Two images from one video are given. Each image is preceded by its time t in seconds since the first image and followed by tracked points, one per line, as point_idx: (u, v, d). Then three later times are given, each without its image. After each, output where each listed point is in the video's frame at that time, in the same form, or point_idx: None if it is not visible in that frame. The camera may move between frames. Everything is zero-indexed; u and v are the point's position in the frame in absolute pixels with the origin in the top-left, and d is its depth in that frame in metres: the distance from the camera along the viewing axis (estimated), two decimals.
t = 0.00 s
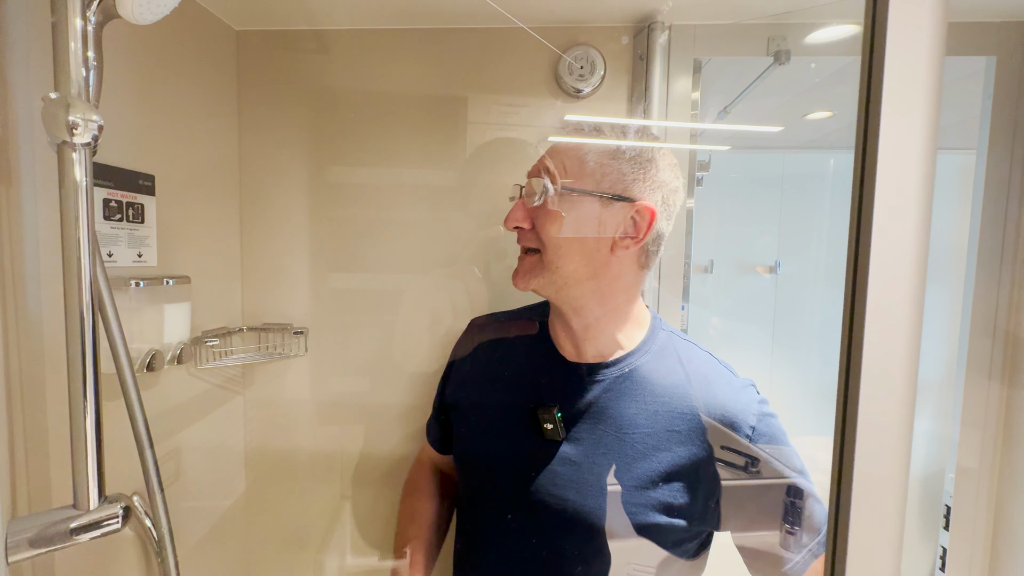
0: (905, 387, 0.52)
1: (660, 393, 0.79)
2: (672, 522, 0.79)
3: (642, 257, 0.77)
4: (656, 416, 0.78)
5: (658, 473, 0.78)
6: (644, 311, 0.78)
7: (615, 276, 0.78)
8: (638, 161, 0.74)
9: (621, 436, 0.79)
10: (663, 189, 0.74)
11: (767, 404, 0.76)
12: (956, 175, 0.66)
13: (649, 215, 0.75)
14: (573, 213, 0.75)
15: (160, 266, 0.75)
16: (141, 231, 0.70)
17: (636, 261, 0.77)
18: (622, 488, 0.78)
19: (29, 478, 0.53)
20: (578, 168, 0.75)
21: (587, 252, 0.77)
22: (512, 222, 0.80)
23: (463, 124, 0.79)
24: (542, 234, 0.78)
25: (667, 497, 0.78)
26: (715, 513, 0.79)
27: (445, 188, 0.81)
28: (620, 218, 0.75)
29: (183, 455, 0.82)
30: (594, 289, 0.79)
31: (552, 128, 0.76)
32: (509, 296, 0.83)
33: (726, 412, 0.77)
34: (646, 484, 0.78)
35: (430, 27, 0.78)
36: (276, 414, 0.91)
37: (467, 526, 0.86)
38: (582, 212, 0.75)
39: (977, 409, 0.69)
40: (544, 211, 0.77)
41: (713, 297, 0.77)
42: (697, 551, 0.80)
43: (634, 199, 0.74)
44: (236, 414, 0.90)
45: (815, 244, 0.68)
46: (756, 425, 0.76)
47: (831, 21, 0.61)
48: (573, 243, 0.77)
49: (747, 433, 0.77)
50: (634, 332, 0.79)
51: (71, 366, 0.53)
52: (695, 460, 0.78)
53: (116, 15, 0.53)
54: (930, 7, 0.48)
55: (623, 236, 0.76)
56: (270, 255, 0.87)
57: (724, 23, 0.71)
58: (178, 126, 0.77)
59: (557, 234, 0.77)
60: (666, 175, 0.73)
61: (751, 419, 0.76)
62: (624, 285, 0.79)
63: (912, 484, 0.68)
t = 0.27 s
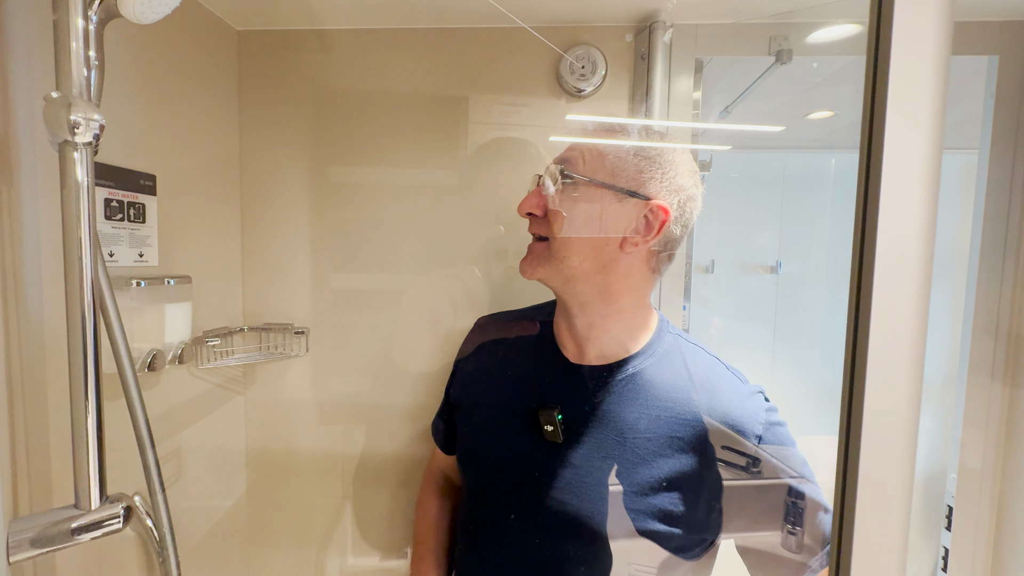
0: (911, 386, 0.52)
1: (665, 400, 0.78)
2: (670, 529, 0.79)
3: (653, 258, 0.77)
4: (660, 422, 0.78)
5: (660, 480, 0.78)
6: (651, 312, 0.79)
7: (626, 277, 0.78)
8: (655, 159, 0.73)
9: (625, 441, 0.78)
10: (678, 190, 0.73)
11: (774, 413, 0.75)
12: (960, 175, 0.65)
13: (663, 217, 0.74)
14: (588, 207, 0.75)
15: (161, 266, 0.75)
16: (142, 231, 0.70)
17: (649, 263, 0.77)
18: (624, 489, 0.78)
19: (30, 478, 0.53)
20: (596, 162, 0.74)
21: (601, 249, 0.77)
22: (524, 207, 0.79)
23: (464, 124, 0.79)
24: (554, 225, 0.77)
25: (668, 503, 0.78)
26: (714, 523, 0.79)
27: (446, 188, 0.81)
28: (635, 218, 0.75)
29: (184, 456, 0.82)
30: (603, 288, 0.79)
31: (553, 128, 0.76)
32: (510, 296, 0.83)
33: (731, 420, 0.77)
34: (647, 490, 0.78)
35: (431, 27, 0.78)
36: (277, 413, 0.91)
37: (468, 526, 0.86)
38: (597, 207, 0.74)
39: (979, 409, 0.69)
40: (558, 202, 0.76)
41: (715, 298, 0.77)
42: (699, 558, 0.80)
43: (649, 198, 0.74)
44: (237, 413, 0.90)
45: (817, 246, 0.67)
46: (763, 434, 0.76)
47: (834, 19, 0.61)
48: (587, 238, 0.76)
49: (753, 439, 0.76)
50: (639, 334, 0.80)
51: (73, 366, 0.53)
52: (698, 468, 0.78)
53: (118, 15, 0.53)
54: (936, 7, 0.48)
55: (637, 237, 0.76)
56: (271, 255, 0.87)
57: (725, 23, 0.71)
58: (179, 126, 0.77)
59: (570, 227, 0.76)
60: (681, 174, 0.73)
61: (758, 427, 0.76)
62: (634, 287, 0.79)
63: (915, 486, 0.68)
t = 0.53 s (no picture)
0: (914, 386, 0.52)
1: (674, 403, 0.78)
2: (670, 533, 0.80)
3: (674, 269, 0.76)
4: (666, 426, 0.78)
5: (660, 480, 0.79)
6: (662, 314, 0.78)
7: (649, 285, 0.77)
8: (692, 164, 0.72)
9: (630, 444, 0.78)
10: (710, 199, 0.73)
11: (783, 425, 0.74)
12: (959, 176, 0.66)
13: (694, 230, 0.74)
14: (625, 203, 0.75)
15: (163, 267, 0.75)
16: (143, 231, 0.70)
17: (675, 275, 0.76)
18: (625, 489, 0.79)
19: (32, 479, 0.53)
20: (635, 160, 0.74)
21: (629, 250, 0.76)
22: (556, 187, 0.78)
23: (465, 124, 0.79)
24: (588, 215, 0.77)
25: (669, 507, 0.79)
26: (714, 529, 0.79)
27: (447, 188, 0.81)
28: (667, 226, 0.74)
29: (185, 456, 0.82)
30: (623, 288, 0.78)
31: (553, 128, 0.77)
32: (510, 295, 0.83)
33: (740, 425, 0.76)
34: (649, 493, 0.79)
35: (431, 27, 0.78)
36: (278, 414, 0.91)
37: (469, 525, 0.87)
38: (632, 205, 0.74)
39: (981, 409, 0.69)
40: (597, 193, 0.76)
41: (716, 299, 0.76)
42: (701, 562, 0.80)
43: (683, 207, 0.73)
44: (237, 414, 0.90)
45: (817, 245, 0.68)
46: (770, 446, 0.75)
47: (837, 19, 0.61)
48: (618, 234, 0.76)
49: (764, 438, 0.75)
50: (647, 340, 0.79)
51: (75, 365, 0.53)
52: (702, 473, 0.78)
53: (120, 16, 0.53)
54: (937, 8, 0.48)
55: (666, 246, 0.75)
56: (272, 255, 0.87)
57: (725, 23, 0.71)
58: (180, 126, 0.77)
59: (603, 220, 0.76)
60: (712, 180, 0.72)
61: (766, 437, 0.75)
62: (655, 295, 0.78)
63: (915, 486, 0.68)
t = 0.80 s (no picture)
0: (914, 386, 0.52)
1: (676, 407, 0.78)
2: (670, 533, 0.81)
3: (691, 271, 0.75)
4: (668, 428, 0.79)
5: (660, 481, 0.80)
6: (675, 317, 0.77)
7: (666, 287, 0.77)
8: (710, 166, 0.72)
9: (632, 446, 0.79)
10: (730, 201, 0.73)
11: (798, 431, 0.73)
12: (956, 178, 0.67)
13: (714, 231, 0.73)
14: (643, 205, 0.74)
15: (163, 268, 0.76)
16: (144, 232, 0.71)
17: (693, 277, 0.75)
18: (625, 489, 0.80)
19: (32, 480, 0.53)
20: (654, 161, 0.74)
21: (648, 252, 0.76)
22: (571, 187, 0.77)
23: (465, 125, 0.79)
24: (605, 216, 0.76)
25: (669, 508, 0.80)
26: (714, 533, 0.80)
27: (447, 189, 0.81)
28: (686, 228, 0.74)
29: (186, 457, 0.82)
30: (639, 290, 0.78)
31: (553, 129, 0.77)
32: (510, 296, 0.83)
33: (756, 429, 0.77)
34: (649, 492, 0.81)
35: (431, 28, 0.78)
36: (278, 415, 0.91)
37: (470, 525, 0.87)
38: (651, 206, 0.74)
39: (982, 410, 0.69)
40: (615, 194, 0.75)
41: (717, 299, 0.75)
42: (705, 564, 0.81)
43: (702, 210, 0.73)
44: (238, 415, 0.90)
45: (818, 243, 0.69)
46: (784, 453, 0.75)
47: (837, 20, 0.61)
48: (637, 236, 0.75)
49: (780, 445, 0.75)
50: (660, 342, 0.78)
51: (76, 367, 0.53)
52: (703, 476, 0.79)
53: (121, 18, 0.54)
54: (935, 9, 0.48)
55: (685, 248, 0.74)
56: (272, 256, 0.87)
57: (725, 24, 0.71)
58: (180, 128, 0.77)
59: (620, 220, 0.75)
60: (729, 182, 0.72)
61: (780, 443, 0.75)
62: (671, 296, 0.77)
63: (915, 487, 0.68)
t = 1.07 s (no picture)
0: (914, 385, 0.52)
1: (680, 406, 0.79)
2: (671, 535, 0.81)
3: (695, 269, 0.76)
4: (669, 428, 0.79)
5: (659, 480, 0.81)
6: (681, 318, 0.78)
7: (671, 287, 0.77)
8: (710, 164, 0.73)
9: (632, 445, 0.80)
10: (732, 199, 0.73)
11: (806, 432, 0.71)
12: (957, 178, 0.66)
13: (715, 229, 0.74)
14: (645, 205, 0.75)
15: (163, 269, 0.76)
16: (144, 233, 0.72)
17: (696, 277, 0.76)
18: (625, 489, 0.81)
19: (33, 481, 0.53)
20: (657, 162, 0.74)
21: (650, 251, 0.76)
22: (568, 187, 0.77)
23: (464, 125, 0.79)
24: (606, 216, 0.76)
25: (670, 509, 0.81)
26: (715, 535, 0.80)
27: (446, 189, 0.81)
28: (687, 227, 0.74)
29: (186, 457, 0.83)
30: (642, 290, 0.78)
31: (553, 129, 0.77)
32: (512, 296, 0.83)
33: (762, 436, 0.77)
34: (651, 494, 0.81)
35: (431, 29, 0.78)
36: (278, 416, 0.90)
37: (471, 525, 0.87)
38: (652, 206, 0.75)
39: (982, 410, 0.69)
40: (616, 195, 0.76)
41: (716, 300, 0.76)
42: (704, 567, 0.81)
43: (703, 207, 0.74)
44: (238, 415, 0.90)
45: (818, 243, 0.68)
46: (794, 458, 0.73)
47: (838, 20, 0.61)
48: (639, 235, 0.76)
49: (784, 458, 0.75)
50: (667, 342, 0.79)
51: (76, 368, 0.53)
52: (704, 476, 0.79)
53: (121, 19, 0.54)
54: (933, 8, 0.48)
55: (687, 247, 0.75)
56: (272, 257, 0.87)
57: (725, 24, 0.71)
58: (179, 129, 0.77)
59: (624, 220, 0.76)
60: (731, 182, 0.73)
61: (788, 448, 0.74)
62: (677, 297, 0.77)
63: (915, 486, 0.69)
